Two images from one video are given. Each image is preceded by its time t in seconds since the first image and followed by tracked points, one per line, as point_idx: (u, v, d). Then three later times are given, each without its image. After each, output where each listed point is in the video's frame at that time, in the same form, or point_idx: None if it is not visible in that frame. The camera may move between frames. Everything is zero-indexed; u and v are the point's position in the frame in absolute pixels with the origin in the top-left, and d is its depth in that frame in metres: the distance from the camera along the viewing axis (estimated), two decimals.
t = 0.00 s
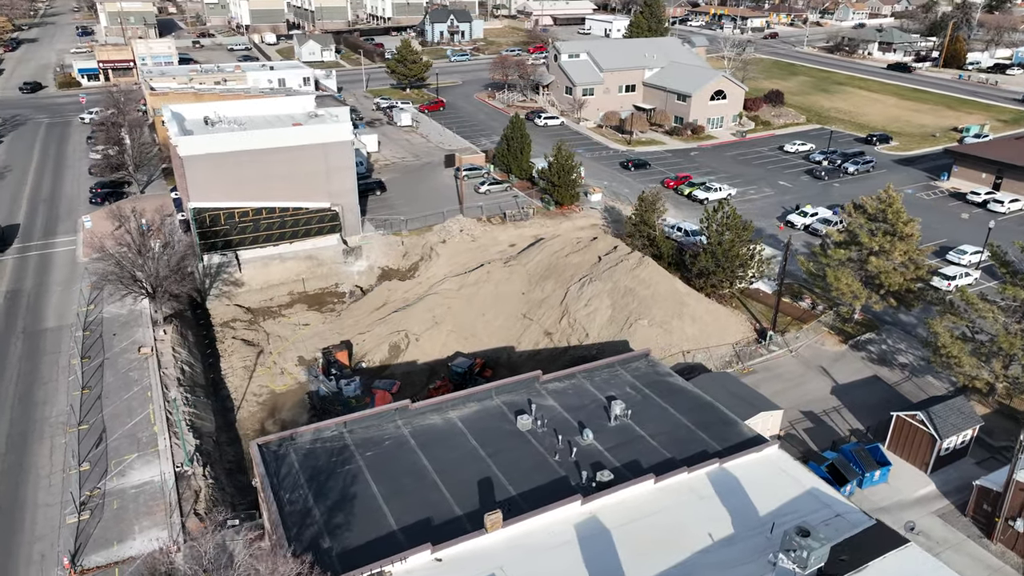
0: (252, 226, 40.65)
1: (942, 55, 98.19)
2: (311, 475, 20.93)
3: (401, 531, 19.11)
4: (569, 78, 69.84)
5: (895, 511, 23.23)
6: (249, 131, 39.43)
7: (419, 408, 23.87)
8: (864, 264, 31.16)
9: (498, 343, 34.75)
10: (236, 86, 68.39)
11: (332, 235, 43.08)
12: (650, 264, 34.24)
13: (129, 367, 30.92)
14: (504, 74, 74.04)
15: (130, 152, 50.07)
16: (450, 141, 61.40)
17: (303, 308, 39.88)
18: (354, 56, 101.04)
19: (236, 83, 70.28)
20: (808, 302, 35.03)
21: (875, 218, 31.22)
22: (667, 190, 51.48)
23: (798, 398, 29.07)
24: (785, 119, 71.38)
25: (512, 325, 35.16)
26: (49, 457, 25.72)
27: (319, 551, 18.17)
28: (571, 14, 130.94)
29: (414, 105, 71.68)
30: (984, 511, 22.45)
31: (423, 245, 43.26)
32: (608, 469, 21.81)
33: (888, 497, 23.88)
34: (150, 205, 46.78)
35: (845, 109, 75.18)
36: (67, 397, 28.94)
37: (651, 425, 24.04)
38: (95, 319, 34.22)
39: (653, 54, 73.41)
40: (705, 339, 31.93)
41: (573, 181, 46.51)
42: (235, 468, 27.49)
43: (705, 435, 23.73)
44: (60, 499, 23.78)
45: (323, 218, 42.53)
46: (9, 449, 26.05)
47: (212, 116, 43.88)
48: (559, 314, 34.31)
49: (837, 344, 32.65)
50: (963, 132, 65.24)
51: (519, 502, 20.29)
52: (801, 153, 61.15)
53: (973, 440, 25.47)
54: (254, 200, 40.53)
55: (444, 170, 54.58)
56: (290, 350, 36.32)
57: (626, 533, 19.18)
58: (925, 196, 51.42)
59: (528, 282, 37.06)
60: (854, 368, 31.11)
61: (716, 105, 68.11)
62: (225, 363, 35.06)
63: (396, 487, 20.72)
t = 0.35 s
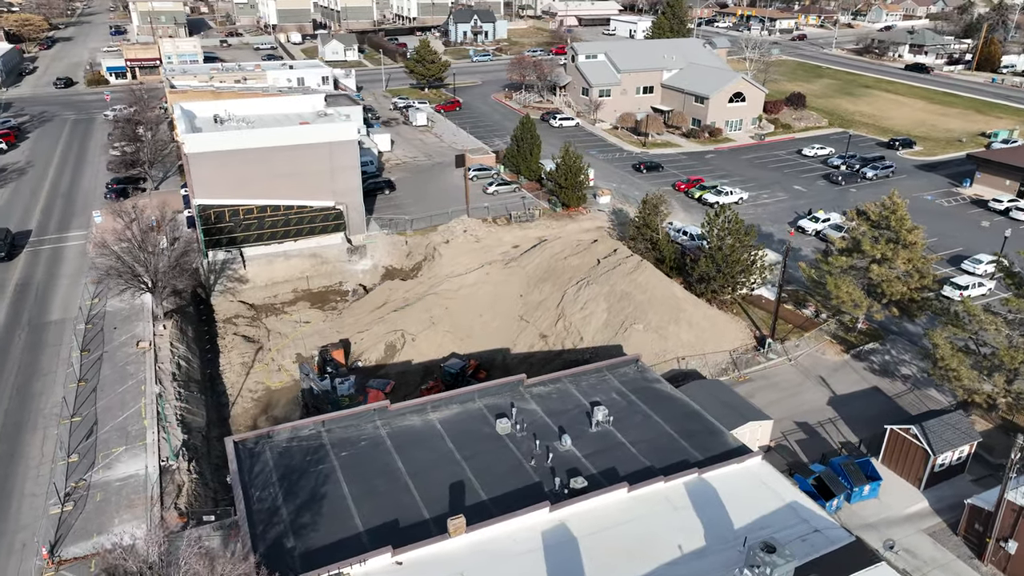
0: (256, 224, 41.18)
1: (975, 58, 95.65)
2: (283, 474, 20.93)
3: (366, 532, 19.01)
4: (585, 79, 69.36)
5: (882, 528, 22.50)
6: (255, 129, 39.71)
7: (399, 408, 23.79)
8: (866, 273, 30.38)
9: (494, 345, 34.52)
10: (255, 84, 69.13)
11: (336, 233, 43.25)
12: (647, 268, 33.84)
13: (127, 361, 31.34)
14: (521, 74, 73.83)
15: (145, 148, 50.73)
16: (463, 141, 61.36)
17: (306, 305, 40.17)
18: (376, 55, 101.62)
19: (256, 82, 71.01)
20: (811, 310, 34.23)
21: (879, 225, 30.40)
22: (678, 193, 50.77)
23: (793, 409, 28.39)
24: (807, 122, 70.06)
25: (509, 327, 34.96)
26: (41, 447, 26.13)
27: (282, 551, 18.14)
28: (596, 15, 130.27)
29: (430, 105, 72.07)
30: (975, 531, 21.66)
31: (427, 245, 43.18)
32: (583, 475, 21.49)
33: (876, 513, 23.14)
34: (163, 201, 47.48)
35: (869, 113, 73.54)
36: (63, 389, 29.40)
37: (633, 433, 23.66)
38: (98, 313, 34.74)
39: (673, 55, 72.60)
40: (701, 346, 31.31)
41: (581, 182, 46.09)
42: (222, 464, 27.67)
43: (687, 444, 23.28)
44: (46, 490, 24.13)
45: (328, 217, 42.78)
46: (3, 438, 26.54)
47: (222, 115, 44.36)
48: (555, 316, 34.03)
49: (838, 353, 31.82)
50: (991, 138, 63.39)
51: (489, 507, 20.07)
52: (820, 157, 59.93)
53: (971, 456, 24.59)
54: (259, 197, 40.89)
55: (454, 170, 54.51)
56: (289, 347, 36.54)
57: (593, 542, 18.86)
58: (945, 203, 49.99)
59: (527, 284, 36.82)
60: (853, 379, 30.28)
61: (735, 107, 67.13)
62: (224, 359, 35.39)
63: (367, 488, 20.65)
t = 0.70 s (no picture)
0: (267, 221, 41.55)
1: (1018, 62, 92.49)
2: (261, 471, 21.01)
3: (335, 533, 18.95)
4: (608, 80, 68.74)
5: (873, 546, 21.75)
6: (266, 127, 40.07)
7: (383, 409, 23.72)
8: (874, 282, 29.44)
9: (494, 347, 34.31)
10: (281, 83, 70.02)
11: (346, 232, 43.44)
12: (650, 272, 33.40)
13: (130, 353, 31.89)
14: (545, 75, 73.48)
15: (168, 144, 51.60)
16: (482, 141, 61.28)
17: (314, 303, 40.57)
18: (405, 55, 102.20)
19: (282, 80, 71.94)
20: (819, 318, 33.31)
21: (888, 233, 29.38)
22: (694, 197, 49.98)
23: (792, 421, 27.67)
24: (835, 126, 68.46)
25: (510, 329, 34.73)
26: (39, 436, 26.72)
27: (249, 548, 18.19)
28: (628, 15, 129.26)
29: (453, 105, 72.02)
30: (970, 554, 20.75)
31: (435, 245, 43.12)
32: (561, 482, 21.16)
33: (868, 531, 22.38)
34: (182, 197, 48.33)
35: (902, 117, 71.56)
36: (67, 379, 30.02)
37: (617, 440, 23.24)
38: (107, 305, 35.44)
39: (698, 56, 71.52)
40: (701, 353, 30.70)
41: (593, 185, 45.63)
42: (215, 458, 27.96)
43: (672, 454, 22.77)
44: (40, 478, 24.65)
45: (337, 215, 43.02)
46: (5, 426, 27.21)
47: (238, 113, 44.89)
48: (556, 319, 33.70)
49: (845, 364, 30.91)
50: None
51: (462, 511, 19.87)
52: (846, 162, 58.46)
53: (973, 475, 23.62)
54: (269, 195, 41.26)
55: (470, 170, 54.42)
56: (293, 344, 36.85)
57: (563, 551, 18.53)
58: (972, 211, 48.36)
59: (530, 286, 36.51)
60: (858, 392, 29.33)
61: (760, 110, 65.89)
62: (228, 354, 35.79)
63: (341, 488, 20.60)
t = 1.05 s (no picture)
0: (278, 218, 41.94)
1: None
2: (240, 467, 21.13)
3: (305, 532, 18.93)
4: (632, 82, 67.99)
5: (861, 566, 20.99)
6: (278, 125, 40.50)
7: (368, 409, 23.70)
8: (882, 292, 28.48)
9: (494, 348, 34.06)
10: (306, 81, 70.79)
11: (357, 230, 43.63)
12: (653, 277, 32.89)
13: (136, 346, 32.46)
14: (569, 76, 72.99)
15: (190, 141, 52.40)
16: (501, 142, 61.12)
17: (323, 301, 40.89)
18: (434, 55, 102.61)
19: (308, 79, 72.74)
20: (828, 328, 32.38)
21: (898, 243, 28.40)
22: (712, 202, 49.11)
23: (790, 433, 26.91)
24: (865, 130, 66.72)
25: (511, 331, 34.47)
26: (40, 425, 27.31)
27: (217, 544, 18.28)
28: (661, 16, 127.93)
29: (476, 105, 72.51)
30: None
31: (445, 245, 43.13)
32: (539, 489, 20.86)
33: (859, 550, 21.61)
34: (200, 194, 49.09)
35: (937, 122, 69.41)
36: (71, 370, 30.64)
37: (602, 448, 22.85)
38: (118, 298, 36.13)
39: (725, 58, 70.34)
40: (702, 360, 30.06)
41: (607, 187, 45.12)
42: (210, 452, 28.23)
43: (656, 464, 22.29)
44: (35, 466, 25.17)
45: (348, 214, 43.18)
46: (8, 414, 27.86)
47: (255, 111, 45.43)
48: (557, 323, 33.38)
49: (851, 377, 29.96)
50: None
51: (434, 515, 19.71)
52: (873, 168, 56.96)
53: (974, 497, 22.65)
54: (281, 192, 41.64)
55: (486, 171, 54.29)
56: (298, 340, 37.13)
57: (530, 559, 18.24)
58: (1002, 220, 46.61)
59: (534, 288, 36.21)
60: (862, 405, 28.41)
61: (787, 113, 64.53)
62: (234, 349, 36.19)
63: (317, 487, 20.61)
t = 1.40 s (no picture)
0: (288, 216, 42.27)
1: None
2: (218, 463, 21.27)
3: (275, 530, 18.95)
4: (654, 84, 67.20)
5: None
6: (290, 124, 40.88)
7: (351, 409, 23.68)
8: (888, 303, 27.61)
9: (493, 351, 33.84)
10: (330, 81, 71.44)
11: (366, 229, 43.79)
12: (653, 282, 32.44)
13: (140, 340, 32.99)
14: (591, 77, 72.47)
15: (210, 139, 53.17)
16: (519, 143, 60.90)
17: (331, 299, 41.23)
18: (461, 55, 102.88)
19: (332, 78, 73.43)
20: (834, 338, 31.51)
21: (905, 253, 27.50)
22: (728, 206, 48.23)
23: (786, 446, 26.18)
24: (894, 136, 64.96)
25: (511, 334, 34.18)
26: (40, 415, 27.85)
27: (187, 539, 18.39)
28: (694, 18, 126.40)
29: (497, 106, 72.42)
30: None
31: (453, 246, 43.05)
32: (514, 495, 20.59)
33: (846, 569, 20.89)
34: (217, 191, 49.80)
35: (971, 128, 67.23)
36: (75, 362, 31.23)
37: (583, 455, 22.49)
38: (128, 293, 36.79)
39: (751, 60, 69.11)
40: (700, 368, 29.49)
41: (619, 190, 44.60)
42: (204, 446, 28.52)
43: (638, 473, 21.86)
44: (31, 454, 25.67)
45: (358, 213, 43.37)
46: (11, 403, 28.49)
47: (271, 110, 45.91)
48: (555, 326, 33.06)
49: (856, 389, 29.06)
50: None
51: (405, 518, 19.58)
52: (899, 174, 55.38)
53: (971, 518, 21.77)
54: (291, 190, 41.98)
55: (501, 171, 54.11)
56: (302, 338, 37.40)
57: (496, 566, 17.99)
58: None
59: (536, 290, 35.86)
60: (864, 419, 27.49)
61: (812, 117, 63.13)
62: (239, 345, 36.55)
63: (292, 485, 20.63)
